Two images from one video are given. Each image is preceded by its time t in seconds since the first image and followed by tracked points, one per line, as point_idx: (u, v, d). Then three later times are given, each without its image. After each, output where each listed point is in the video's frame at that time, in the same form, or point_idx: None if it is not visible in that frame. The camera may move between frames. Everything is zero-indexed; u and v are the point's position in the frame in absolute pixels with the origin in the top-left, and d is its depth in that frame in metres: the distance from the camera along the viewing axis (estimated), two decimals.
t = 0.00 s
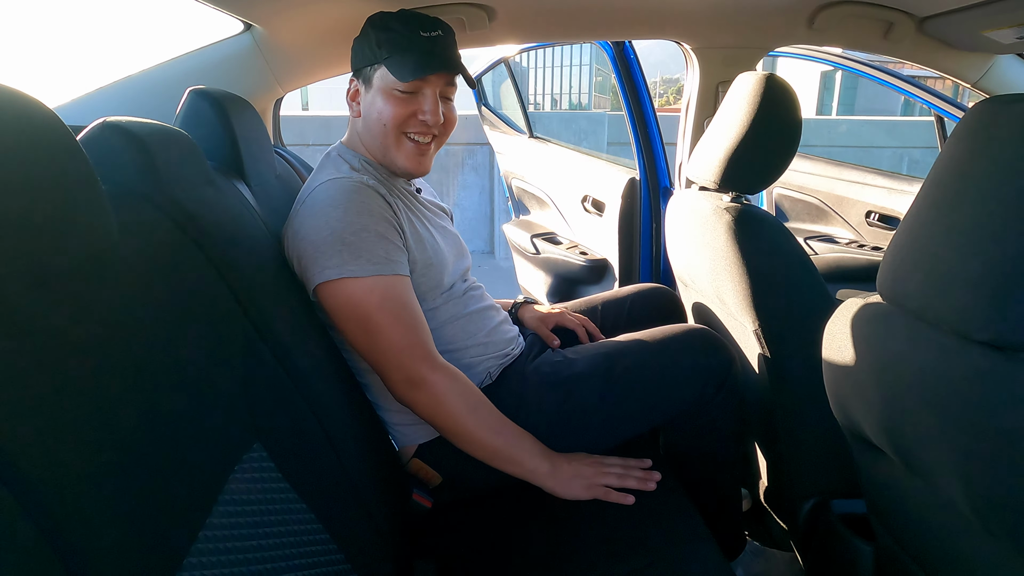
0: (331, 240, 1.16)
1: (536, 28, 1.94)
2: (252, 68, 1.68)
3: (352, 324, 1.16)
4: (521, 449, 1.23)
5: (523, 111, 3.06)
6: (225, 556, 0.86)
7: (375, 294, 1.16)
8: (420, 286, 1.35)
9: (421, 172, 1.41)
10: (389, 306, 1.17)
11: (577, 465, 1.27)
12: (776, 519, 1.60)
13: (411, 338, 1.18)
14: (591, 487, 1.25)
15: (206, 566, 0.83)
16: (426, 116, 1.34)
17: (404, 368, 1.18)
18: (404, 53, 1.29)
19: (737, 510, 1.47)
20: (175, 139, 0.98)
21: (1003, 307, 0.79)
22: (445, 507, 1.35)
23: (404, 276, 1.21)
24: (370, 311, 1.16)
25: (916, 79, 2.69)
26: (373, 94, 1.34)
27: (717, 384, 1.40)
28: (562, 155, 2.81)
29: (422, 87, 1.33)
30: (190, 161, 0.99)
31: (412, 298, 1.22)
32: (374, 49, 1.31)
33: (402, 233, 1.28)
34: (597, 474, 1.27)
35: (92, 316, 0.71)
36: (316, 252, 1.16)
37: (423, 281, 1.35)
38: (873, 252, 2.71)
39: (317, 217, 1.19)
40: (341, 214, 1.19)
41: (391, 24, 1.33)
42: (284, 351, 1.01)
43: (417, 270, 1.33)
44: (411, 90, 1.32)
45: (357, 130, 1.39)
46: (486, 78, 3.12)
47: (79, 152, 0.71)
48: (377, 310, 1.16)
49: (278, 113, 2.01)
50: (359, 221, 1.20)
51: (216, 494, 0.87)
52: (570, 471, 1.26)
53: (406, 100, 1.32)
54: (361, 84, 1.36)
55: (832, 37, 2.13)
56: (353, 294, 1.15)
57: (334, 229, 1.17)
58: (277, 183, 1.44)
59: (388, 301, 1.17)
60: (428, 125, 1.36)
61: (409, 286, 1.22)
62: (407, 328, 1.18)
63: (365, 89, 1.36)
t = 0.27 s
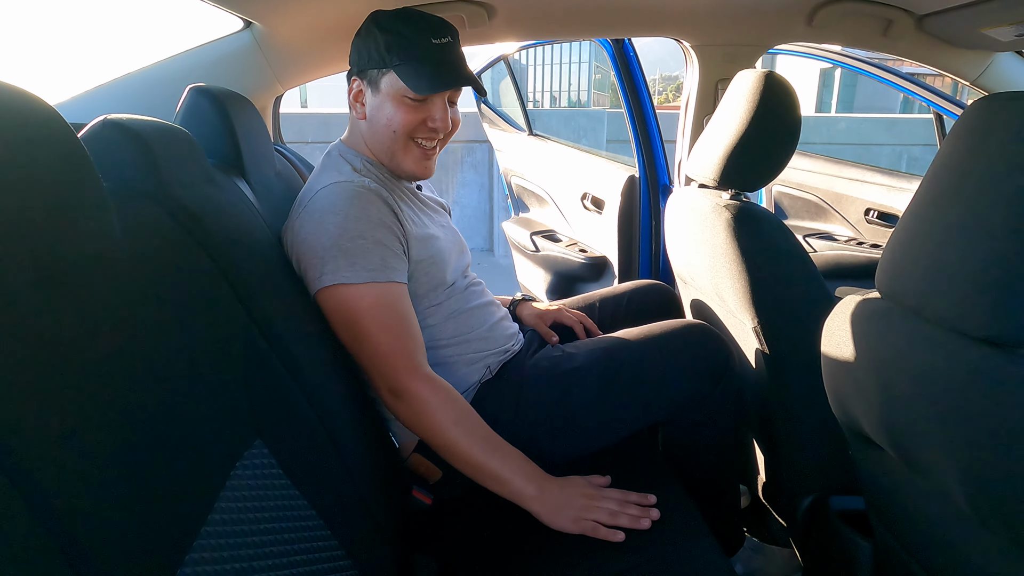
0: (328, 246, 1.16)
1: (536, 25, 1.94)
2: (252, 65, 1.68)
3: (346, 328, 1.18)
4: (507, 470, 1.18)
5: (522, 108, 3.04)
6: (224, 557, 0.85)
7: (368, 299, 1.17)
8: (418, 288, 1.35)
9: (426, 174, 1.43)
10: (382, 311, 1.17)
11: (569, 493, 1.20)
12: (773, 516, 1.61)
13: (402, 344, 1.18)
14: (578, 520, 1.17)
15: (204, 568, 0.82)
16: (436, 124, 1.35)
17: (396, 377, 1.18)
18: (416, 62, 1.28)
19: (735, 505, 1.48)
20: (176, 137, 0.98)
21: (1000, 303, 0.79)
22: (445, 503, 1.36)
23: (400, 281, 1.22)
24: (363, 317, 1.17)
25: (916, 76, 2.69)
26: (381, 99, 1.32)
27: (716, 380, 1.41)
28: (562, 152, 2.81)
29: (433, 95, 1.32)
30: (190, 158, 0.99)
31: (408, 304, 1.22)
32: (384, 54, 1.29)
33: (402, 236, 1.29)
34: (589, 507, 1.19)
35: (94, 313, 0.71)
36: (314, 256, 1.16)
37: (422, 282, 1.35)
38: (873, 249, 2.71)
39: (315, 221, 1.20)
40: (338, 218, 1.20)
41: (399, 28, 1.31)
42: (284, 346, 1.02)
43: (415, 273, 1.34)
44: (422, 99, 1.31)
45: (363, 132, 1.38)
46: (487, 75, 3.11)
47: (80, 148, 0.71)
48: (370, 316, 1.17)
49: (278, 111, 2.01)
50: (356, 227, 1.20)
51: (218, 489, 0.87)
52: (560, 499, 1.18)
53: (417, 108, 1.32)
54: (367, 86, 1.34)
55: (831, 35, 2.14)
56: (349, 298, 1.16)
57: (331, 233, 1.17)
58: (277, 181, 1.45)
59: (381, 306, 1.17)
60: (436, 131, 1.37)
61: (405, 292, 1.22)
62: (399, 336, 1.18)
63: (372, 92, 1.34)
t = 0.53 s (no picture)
0: (321, 242, 1.16)
1: (535, 22, 1.94)
2: (252, 62, 1.67)
3: (339, 326, 1.18)
4: (501, 469, 1.19)
5: (522, 106, 3.03)
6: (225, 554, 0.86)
7: (361, 296, 1.17)
8: (414, 286, 1.35)
9: (425, 175, 1.42)
10: (374, 309, 1.18)
11: (563, 495, 1.19)
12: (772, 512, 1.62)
13: (395, 342, 1.19)
14: (570, 523, 1.16)
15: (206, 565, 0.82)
16: (432, 124, 1.34)
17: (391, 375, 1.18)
18: (412, 63, 1.28)
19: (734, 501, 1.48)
20: (175, 133, 0.98)
21: (998, 298, 0.80)
22: (445, 500, 1.36)
23: (393, 280, 1.22)
24: (355, 315, 1.17)
25: (915, 74, 2.69)
26: (377, 99, 1.32)
27: (714, 376, 1.41)
28: (561, 149, 2.81)
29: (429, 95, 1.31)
30: (189, 154, 0.99)
31: (401, 302, 1.22)
32: (379, 54, 1.29)
33: (397, 234, 1.29)
34: (582, 509, 1.18)
35: (93, 309, 0.71)
36: (305, 254, 1.16)
37: (419, 280, 1.35)
38: (871, 246, 2.72)
39: (310, 217, 1.20)
40: (331, 216, 1.20)
41: (395, 28, 1.31)
42: (283, 343, 1.02)
43: (411, 271, 1.34)
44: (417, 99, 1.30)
45: (360, 132, 1.38)
46: (484, 72, 3.05)
47: (78, 144, 0.71)
48: (362, 314, 1.17)
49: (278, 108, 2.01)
50: (349, 225, 1.20)
51: (217, 485, 0.87)
52: (553, 500, 1.18)
53: (413, 109, 1.31)
54: (364, 86, 1.34)
55: (830, 32, 2.14)
56: (342, 296, 1.16)
57: (324, 231, 1.17)
58: (276, 178, 1.44)
59: (373, 304, 1.18)
60: (433, 132, 1.36)
61: (398, 291, 1.23)
62: (391, 334, 1.19)
63: (368, 92, 1.33)
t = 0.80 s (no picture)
0: (320, 241, 1.16)
1: (534, 18, 1.94)
2: (250, 58, 1.67)
3: (339, 324, 1.17)
4: (511, 437, 1.25)
5: (521, 102, 3.03)
6: (225, 554, 0.86)
7: (361, 296, 1.17)
8: (414, 284, 1.35)
9: (422, 175, 1.42)
10: (375, 309, 1.18)
11: (569, 450, 1.30)
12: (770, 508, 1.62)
13: (396, 339, 1.19)
14: (584, 471, 1.27)
15: (204, 562, 0.82)
16: (428, 126, 1.33)
17: (392, 371, 1.19)
18: (407, 64, 1.27)
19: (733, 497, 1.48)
20: (173, 128, 0.98)
21: (997, 293, 0.80)
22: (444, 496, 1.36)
23: (394, 278, 1.22)
24: (356, 314, 1.17)
25: (913, 70, 2.69)
26: (373, 98, 1.32)
27: (713, 372, 1.41)
28: (560, 146, 2.81)
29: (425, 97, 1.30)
30: (187, 150, 0.99)
31: (401, 301, 1.22)
32: (376, 53, 1.28)
33: (397, 232, 1.29)
34: (589, 458, 1.30)
35: (92, 304, 0.71)
36: (304, 251, 1.15)
37: (419, 278, 1.35)
38: (870, 243, 2.72)
39: (309, 215, 1.19)
40: (331, 214, 1.19)
41: (393, 26, 1.30)
42: (282, 338, 1.02)
43: (411, 269, 1.34)
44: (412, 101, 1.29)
45: (358, 130, 1.38)
46: (484, 69, 3.08)
47: (77, 139, 0.71)
48: (362, 312, 1.17)
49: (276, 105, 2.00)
50: (349, 223, 1.20)
51: (217, 480, 0.87)
52: (563, 456, 1.28)
53: (408, 110, 1.30)
54: (361, 85, 1.34)
55: (829, 28, 2.14)
56: (341, 294, 1.16)
57: (324, 229, 1.17)
58: (275, 174, 1.44)
59: (374, 303, 1.18)
60: (430, 133, 1.35)
61: (399, 289, 1.23)
62: (392, 332, 1.19)
63: (365, 91, 1.33)
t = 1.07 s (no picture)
0: (322, 243, 1.16)
1: (533, 18, 1.94)
2: (250, 58, 1.67)
3: (341, 326, 1.18)
4: (511, 447, 1.23)
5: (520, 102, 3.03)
6: (229, 555, 0.86)
7: (363, 298, 1.17)
8: (415, 285, 1.35)
9: (420, 178, 1.42)
10: (376, 310, 1.18)
11: (570, 457, 1.28)
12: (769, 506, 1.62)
13: (398, 339, 1.19)
14: (586, 479, 1.26)
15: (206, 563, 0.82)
16: (424, 132, 1.32)
17: (394, 373, 1.19)
18: (403, 70, 1.26)
19: (732, 496, 1.49)
20: (172, 129, 0.98)
21: (996, 293, 0.80)
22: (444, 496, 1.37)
23: (396, 280, 1.22)
24: (357, 315, 1.17)
25: (913, 70, 2.69)
26: (371, 102, 1.31)
27: (712, 372, 1.42)
28: (560, 146, 2.81)
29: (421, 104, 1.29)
30: (187, 150, 0.99)
31: (402, 302, 1.22)
32: (373, 57, 1.28)
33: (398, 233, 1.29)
34: (590, 466, 1.28)
35: (93, 305, 0.71)
36: (306, 253, 1.16)
37: (420, 279, 1.36)
38: (869, 242, 2.72)
39: (310, 217, 1.20)
40: (332, 216, 1.19)
41: (392, 29, 1.28)
42: (282, 339, 1.02)
43: (411, 270, 1.34)
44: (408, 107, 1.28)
45: (357, 132, 1.38)
46: (484, 69, 3.09)
47: (78, 140, 0.71)
48: (364, 314, 1.17)
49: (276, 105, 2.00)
50: (350, 225, 1.20)
51: (218, 481, 0.87)
52: (563, 465, 1.26)
53: (404, 116, 1.30)
54: (360, 88, 1.33)
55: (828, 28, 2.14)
56: (342, 296, 1.16)
57: (325, 231, 1.17)
58: (274, 174, 1.44)
59: (376, 305, 1.18)
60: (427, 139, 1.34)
61: (400, 291, 1.23)
62: (394, 333, 1.19)
63: (363, 95, 1.33)
